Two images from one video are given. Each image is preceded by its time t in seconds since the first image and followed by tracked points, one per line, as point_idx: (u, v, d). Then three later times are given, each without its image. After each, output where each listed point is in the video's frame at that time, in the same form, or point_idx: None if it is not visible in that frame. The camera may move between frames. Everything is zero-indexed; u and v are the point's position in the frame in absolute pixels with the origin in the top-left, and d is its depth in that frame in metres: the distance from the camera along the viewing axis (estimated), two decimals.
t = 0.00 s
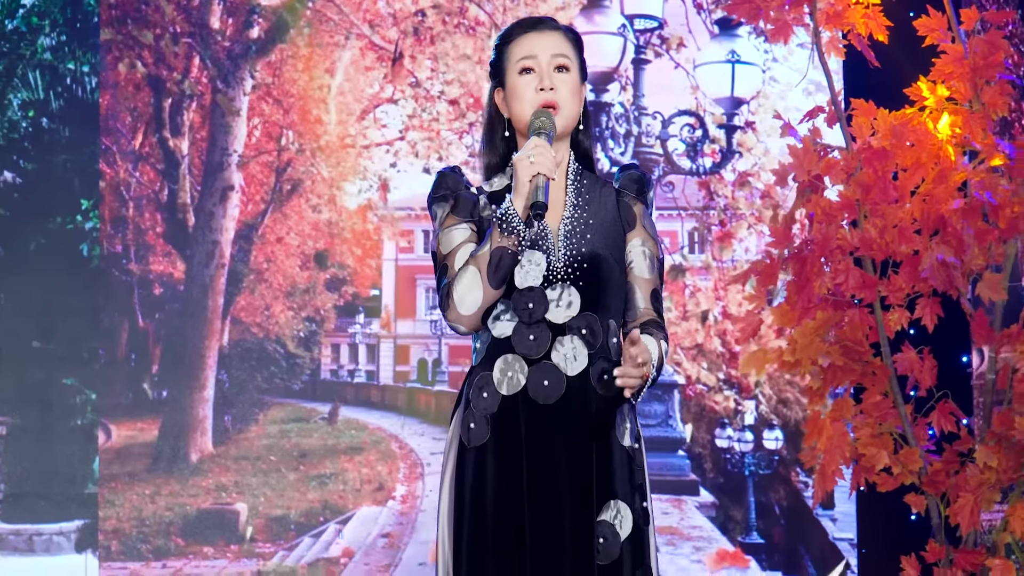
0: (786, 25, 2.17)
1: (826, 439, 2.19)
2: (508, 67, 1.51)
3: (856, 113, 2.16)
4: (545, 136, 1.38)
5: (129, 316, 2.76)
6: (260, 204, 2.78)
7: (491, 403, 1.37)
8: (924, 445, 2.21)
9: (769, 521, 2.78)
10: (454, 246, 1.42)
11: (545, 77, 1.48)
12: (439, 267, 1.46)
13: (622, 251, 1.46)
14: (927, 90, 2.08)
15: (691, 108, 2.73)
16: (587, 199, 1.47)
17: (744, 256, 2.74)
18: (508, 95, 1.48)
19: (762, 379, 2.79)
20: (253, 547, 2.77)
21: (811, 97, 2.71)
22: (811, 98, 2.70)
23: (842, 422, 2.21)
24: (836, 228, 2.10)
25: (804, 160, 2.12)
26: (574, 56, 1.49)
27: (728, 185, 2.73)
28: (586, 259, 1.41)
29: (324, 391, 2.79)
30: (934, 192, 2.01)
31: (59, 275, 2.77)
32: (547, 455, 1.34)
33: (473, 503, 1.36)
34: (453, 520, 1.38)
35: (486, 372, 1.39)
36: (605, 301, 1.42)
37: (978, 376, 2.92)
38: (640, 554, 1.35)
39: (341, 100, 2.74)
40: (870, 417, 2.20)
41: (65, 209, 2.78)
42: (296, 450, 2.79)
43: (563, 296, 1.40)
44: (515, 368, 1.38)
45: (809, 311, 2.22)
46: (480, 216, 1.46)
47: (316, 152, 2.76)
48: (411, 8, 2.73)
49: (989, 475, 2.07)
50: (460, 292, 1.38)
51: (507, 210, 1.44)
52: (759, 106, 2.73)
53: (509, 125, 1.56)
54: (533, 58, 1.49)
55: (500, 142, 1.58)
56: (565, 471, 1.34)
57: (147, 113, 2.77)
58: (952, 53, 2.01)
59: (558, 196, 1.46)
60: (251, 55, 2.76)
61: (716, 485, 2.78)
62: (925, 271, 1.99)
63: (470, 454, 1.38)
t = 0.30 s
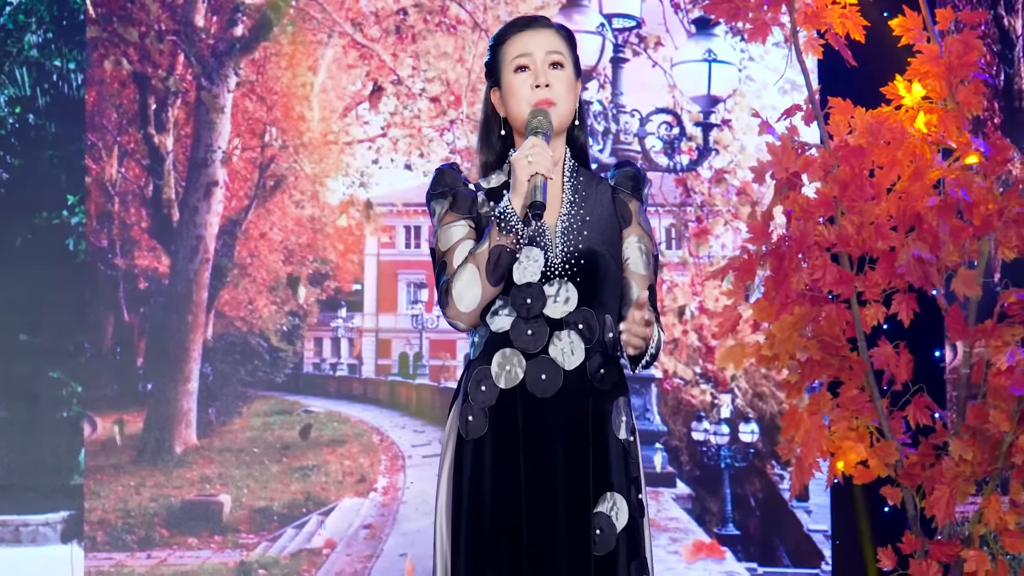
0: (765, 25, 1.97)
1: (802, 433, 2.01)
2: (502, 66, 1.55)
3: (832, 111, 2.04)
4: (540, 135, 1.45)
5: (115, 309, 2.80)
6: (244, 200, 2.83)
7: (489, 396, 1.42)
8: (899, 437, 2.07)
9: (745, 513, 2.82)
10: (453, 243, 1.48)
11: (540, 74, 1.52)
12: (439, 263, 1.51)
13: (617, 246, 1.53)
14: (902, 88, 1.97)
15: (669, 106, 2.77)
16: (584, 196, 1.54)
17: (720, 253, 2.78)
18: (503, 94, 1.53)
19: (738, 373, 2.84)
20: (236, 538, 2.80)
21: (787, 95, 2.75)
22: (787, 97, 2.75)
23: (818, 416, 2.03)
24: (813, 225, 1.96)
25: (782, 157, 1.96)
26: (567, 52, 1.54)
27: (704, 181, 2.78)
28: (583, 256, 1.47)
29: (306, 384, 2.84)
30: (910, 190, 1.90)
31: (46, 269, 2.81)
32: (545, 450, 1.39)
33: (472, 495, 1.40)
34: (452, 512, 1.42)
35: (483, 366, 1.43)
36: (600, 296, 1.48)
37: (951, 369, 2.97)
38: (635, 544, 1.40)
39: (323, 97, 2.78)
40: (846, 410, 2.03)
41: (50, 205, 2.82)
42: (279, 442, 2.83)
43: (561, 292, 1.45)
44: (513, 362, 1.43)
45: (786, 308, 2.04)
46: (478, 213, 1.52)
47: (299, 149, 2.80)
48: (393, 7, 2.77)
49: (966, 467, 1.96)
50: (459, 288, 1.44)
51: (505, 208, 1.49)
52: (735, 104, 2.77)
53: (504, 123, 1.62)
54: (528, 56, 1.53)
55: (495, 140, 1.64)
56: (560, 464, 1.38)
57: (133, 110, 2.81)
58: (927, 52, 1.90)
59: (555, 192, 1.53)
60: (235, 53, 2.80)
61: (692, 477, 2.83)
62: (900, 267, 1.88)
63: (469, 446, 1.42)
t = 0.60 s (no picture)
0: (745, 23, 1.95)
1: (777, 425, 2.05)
2: (497, 65, 1.48)
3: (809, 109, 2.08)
4: (537, 135, 1.39)
5: (100, 303, 2.83)
6: (227, 195, 2.87)
7: (486, 390, 1.37)
8: (876, 430, 2.07)
9: (720, 504, 2.87)
10: (451, 240, 1.40)
11: (535, 71, 1.45)
12: (436, 261, 1.44)
13: (613, 238, 1.45)
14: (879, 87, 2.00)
15: (646, 104, 2.80)
16: (579, 192, 1.45)
17: (696, 248, 2.84)
18: (498, 92, 1.46)
19: (714, 367, 2.89)
20: (220, 529, 2.84)
21: (762, 94, 2.80)
22: (762, 96, 2.80)
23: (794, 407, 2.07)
24: (790, 221, 1.99)
25: (758, 155, 2.01)
26: (561, 48, 1.47)
27: (681, 178, 2.82)
28: (580, 252, 1.40)
29: (289, 377, 2.88)
30: (886, 187, 1.93)
31: (30, 264, 2.83)
32: (541, 443, 1.34)
33: (468, 486, 1.35)
34: (448, 503, 1.37)
35: (480, 360, 1.38)
36: (596, 292, 1.41)
37: (924, 363, 3.02)
38: (632, 538, 1.34)
39: (306, 94, 2.82)
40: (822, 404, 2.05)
41: (36, 200, 2.84)
42: (262, 434, 2.87)
43: (557, 287, 1.38)
44: (511, 355, 1.37)
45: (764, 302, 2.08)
46: (476, 209, 1.43)
47: (282, 145, 2.84)
48: (375, 5, 2.80)
49: (941, 459, 1.97)
50: (457, 284, 1.37)
51: (501, 207, 1.40)
52: (711, 102, 2.82)
53: (502, 121, 1.54)
54: (523, 53, 1.46)
55: (491, 138, 1.56)
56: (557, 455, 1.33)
57: (118, 107, 2.86)
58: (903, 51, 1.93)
59: (552, 188, 1.44)
60: (219, 51, 2.84)
61: (669, 469, 2.88)
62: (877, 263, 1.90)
63: (465, 439, 1.37)
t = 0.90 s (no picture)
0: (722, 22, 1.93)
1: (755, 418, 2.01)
2: (493, 62, 1.54)
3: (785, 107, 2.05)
4: (533, 135, 1.42)
5: (85, 297, 2.88)
6: (211, 190, 2.92)
7: (483, 382, 1.42)
8: (851, 422, 2.02)
9: (696, 496, 2.91)
10: (449, 237, 1.47)
11: (530, 68, 1.50)
12: (433, 257, 1.51)
13: (608, 229, 1.51)
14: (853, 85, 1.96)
15: (623, 101, 2.84)
16: (575, 188, 1.51)
17: (673, 244, 2.88)
18: (495, 90, 1.52)
19: (690, 360, 2.94)
20: (203, 519, 2.88)
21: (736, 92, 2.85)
22: (737, 93, 2.84)
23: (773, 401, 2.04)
24: (767, 218, 1.96)
25: (735, 152, 1.94)
26: (556, 46, 1.52)
27: (657, 175, 2.87)
28: (575, 247, 1.45)
29: (271, 369, 2.93)
30: (860, 183, 1.89)
31: (15, 257, 2.85)
32: (537, 437, 1.38)
33: (466, 477, 1.40)
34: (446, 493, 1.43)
35: (478, 354, 1.43)
36: (592, 287, 1.47)
37: (897, 357, 3.08)
38: (625, 527, 1.42)
39: (288, 91, 2.87)
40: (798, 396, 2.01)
41: (22, 195, 2.87)
42: (245, 426, 2.92)
43: (554, 282, 1.44)
44: (507, 349, 1.42)
45: (743, 298, 1.99)
46: (472, 207, 1.50)
47: (265, 141, 2.89)
48: (356, 4, 2.86)
49: (915, 451, 1.92)
50: (454, 282, 1.44)
51: (498, 205, 1.46)
52: (687, 100, 2.87)
53: (498, 120, 1.60)
54: (518, 52, 1.51)
55: (488, 135, 1.62)
56: (552, 447, 1.38)
57: (103, 103, 2.89)
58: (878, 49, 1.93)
59: (547, 185, 1.49)
60: (203, 48, 2.89)
61: (645, 461, 2.94)
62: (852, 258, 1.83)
63: (462, 431, 1.42)
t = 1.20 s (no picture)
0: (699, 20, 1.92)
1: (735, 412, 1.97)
2: (488, 61, 1.48)
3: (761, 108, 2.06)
4: (527, 135, 1.38)
5: (71, 289, 2.92)
6: (195, 185, 2.97)
7: (480, 375, 1.36)
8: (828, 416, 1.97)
9: (671, 486, 2.96)
10: (445, 232, 1.39)
11: (526, 67, 1.45)
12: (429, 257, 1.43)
13: (602, 226, 1.47)
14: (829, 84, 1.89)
15: (601, 98, 2.90)
16: (569, 183, 1.47)
17: (649, 239, 2.93)
18: (489, 89, 1.47)
19: (666, 353, 3.01)
20: (187, 509, 2.92)
21: (711, 89, 2.90)
22: (712, 91, 2.89)
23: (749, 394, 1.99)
24: (745, 213, 1.93)
25: (714, 149, 1.91)
26: (551, 46, 1.47)
27: (634, 171, 2.91)
28: (570, 241, 1.41)
29: (254, 361, 2.98)
30: (836, 179, 1.83)
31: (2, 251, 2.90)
32: (534, 427, 1.33)
33: (462, 470, 1.35)
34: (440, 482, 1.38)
35: (475, 346, 1.38)
36: (586, 282, 1.43)
37: (871, 350, 3.12)
38: (621, 520, 1.35)
39: (271, 87, 2.91)
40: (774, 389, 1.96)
41: (9, 189, 2.92)
42: (229, 418, 2.96)
43: (549, 276, 1.39)
44: (503, 343, 1.37)
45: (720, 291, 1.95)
46: (469, 203, 1.44)
47: (248, 137, 2.93)
48: (338, 2, 2.90)
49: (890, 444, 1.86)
50: (450, 278, 1.36)
51: (494, 204, 1.42)
52: (663, 97, 2.91)
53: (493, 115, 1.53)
54: (514, 50, 1.46)
55: (483, 132, 1.55)
56: (549, 436, 1.33)
57: (88, 99, 2.94)
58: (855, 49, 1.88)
59: (541, 182, 1.46)
60: (187, 45, 2.94)
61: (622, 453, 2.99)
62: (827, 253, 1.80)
63: (459, 424, 1.37)
